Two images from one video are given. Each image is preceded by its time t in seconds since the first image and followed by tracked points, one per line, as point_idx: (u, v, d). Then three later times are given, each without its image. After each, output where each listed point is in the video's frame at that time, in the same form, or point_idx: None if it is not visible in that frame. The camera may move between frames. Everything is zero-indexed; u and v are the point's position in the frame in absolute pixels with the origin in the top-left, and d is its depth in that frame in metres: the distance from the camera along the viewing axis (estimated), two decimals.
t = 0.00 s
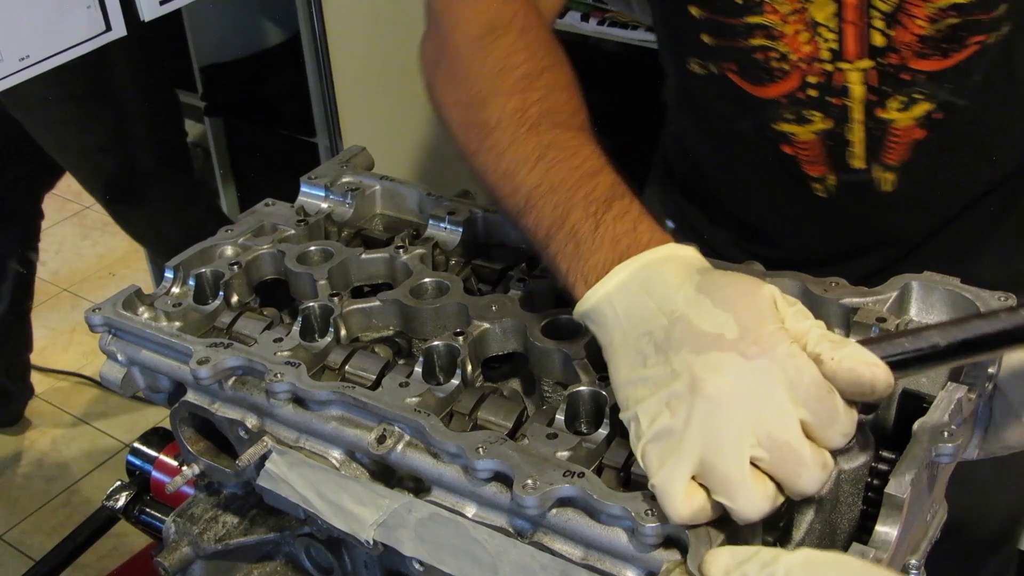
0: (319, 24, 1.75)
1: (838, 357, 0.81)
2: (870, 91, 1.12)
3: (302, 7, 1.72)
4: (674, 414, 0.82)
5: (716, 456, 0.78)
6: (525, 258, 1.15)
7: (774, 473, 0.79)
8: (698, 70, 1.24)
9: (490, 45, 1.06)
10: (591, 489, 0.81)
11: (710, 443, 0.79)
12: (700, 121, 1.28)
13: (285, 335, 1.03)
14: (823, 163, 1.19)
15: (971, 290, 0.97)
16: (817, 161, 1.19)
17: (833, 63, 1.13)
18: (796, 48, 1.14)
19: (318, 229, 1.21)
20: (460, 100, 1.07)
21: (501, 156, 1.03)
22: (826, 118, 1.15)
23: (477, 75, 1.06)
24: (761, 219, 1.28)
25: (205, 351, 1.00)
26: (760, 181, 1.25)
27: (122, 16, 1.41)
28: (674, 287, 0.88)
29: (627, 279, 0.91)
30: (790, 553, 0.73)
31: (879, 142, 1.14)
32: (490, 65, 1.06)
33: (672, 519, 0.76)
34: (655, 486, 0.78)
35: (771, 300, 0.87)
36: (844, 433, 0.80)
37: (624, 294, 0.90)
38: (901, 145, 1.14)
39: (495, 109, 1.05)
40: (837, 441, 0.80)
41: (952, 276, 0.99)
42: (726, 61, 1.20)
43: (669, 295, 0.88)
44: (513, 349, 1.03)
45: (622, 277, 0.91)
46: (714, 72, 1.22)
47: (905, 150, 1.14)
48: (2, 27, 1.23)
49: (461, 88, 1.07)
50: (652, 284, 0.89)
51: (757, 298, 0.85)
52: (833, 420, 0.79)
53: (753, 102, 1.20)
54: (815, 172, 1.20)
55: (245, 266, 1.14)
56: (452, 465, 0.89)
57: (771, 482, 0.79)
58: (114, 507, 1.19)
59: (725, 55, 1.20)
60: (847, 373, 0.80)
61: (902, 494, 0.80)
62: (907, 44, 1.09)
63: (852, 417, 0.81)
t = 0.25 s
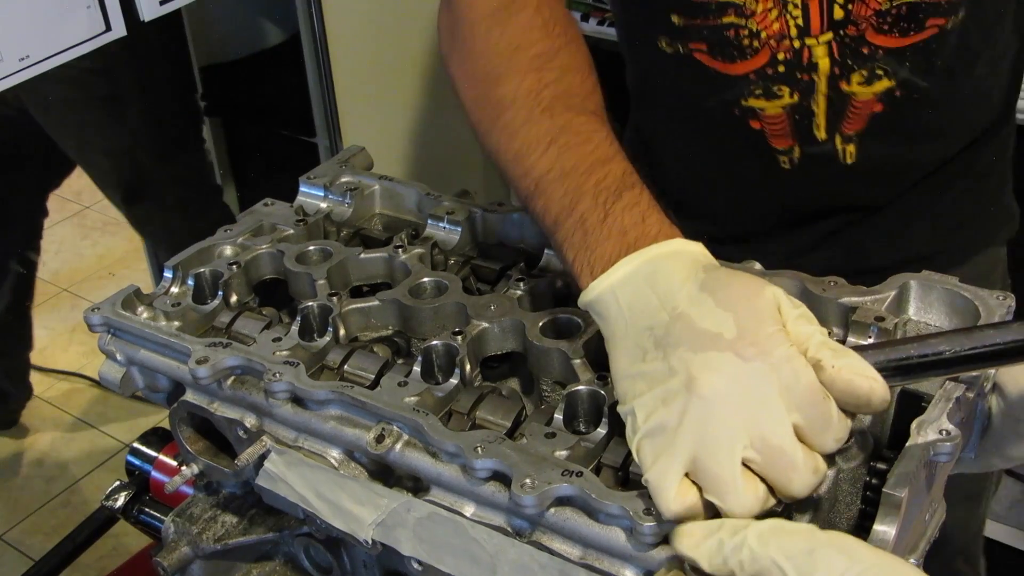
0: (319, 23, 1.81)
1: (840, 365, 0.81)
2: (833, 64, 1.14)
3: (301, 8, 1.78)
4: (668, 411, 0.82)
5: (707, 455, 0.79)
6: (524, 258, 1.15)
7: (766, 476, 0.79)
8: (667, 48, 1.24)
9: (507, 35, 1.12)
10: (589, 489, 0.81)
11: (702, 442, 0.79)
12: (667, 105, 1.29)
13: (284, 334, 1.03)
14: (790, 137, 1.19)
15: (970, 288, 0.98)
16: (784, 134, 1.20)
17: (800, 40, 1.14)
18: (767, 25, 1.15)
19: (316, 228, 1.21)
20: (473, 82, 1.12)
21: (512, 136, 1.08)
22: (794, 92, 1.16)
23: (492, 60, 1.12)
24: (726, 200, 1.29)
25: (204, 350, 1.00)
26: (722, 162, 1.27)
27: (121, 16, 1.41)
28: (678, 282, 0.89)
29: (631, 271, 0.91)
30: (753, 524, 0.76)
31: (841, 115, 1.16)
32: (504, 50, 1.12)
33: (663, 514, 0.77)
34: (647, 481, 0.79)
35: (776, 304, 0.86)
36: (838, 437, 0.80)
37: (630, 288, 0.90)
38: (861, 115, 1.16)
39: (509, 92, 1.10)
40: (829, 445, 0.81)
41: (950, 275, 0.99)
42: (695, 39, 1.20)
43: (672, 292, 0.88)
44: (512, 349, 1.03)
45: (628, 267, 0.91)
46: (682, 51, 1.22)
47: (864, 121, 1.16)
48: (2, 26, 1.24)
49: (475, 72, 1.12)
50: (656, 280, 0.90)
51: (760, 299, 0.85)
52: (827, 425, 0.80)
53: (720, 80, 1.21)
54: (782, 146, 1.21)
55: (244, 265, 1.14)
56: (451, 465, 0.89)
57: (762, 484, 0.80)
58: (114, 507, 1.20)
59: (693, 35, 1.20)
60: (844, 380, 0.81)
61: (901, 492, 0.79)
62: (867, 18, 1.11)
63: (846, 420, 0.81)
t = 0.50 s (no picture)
0: (320, 24, 1.77)
1: (847, 370, 0.81)
2: (876, 100, 1.18)
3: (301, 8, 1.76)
4: (672, 420, 0.81)
5: (715, 463, 0.78)
6: (526, 259, 1.15)
7: (775, 483, 0.79)
8: (698, 60, 1.26)
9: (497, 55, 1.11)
10: (591, 492, 0.81)
11: (708, 451, 0.79)
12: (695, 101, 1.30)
13: (286, 336, 1.03)
14: (817, 167, 1.24)
15: (973, 291, 0.98)
16: (812, 164, 1.24)
17: (842, 69, 1.17)
18: (808, 47, 1.18)
19: (319, 230, 1.21)
20: (465, 103, 1.11)
21: (508, 157, 1.06)
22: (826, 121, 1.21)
23: (484, 80, 1.10)
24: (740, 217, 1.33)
25: (206, 352, 1.00)
26: (739, 173, 1.30)
27: (122, 16, 1.41)
28: (681, 291, 0.89)
29: (630, 286, 0.91)
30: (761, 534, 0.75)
31: (877, 151, 1.21)
32: (496, 70, 1.11)
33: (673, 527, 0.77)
34: (654, 494, 0.78)
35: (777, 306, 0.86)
36: (844, 441, 0.80)
37: (629, 298, 0.91)
38: (897, 155, 1.20)
39: (503, 112, 1.09)
40: (836, 448, 0.81)
41: (953, 279, 0.99)
42: (731, 54, 1.23)
43: (675, 301, 0.88)
44: (514, 351, 1.03)
45: (626, 284, 0.91)
46: (715, 63, 1.25)
47: (900, 161, 1.21)
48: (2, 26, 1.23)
49: (467, 92, 1.11)
50: (657, 290, 0.90)
51: (764, 306, 0.85)
52: (833, 430, 0.80)
53: (750, 98, 1.23)
54: (808, 175, 1.25)
55: (246, 266, 1.13)
56: (453, 467, 0.89)
57: (772, 490, 0.79)
58: (115, 508, 1.20)
59: (728, 48, 1.22)
60: (851, 387, 0.80)
61: (905, 497, 0.79)
62: (918, 58, 1.15)
63: (852, 424, 0.81)
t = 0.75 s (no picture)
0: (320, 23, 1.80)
1: (856, 391, 0.78)
2: (861, 112, 1.11)
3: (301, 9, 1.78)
4: (676, 402, 0.82)
5: (710, 458, 0.78)
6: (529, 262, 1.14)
7: (764, 481, 0.78)
8: (686, 69, 1.17)
9: (498, 40, 1.06)
10: (593, 497, 0.81)
11: (710, 448, 0.79)
12: (668, 119, 1.21)
13: (288, 338, 1.03)
14: (800, 178, 1.17)
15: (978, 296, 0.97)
16: (794, 175, 1.17)
17: (826, 82, 1.10)
18: (797, 58, 1.10)
19: (321, 231, 1.21)
20: (466, 93, 1.06)
21: (513, 148, 1.02)
22: (813, 132, 1.13)
23: (485, 69, 1.05)
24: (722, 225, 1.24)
25: (207, 355, 0.99)
26: (729, 181, 1.20)
27: (122, 16, 1.41)
28: (704, 281, 0.89)
29: (626, 282, 0.91)
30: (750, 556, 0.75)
31: (861, 162, 1.15)
32: (499, 58, 1.06)
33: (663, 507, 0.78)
34: (649, 472, 0.80)
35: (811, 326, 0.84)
36: (839, 455, 0.79)
37: (647, 287, 0.90)
38: (880, 168, 1.15)
39: (505, 101, 1.04)
40: (831, 463, 0.80)
41: (957, 282, 0.98)
42: (714, 66, 1.15)
43: (699, 291, 0.88)
44: (516, 354, 1.03)
45: (622, 278, 0.91)
46: (699, 75, 1.16)
47: (883, 173, 1.15)
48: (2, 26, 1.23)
49: (462, 82, 1.06)
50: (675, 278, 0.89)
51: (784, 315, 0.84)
52: (831, 442, 0.78)
53: (737, 111, 1.15)
54: (790, 185, 1.18)
55: (248, 268, 1.13)
56: (455, 471, 0.88)
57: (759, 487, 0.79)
58: (116, 510, 1.20)
59: (718, 61, 1.14)
60: (857, 410, 0.78)
61: (909, 503, 0.79)
62: (907, 71, 1.09)
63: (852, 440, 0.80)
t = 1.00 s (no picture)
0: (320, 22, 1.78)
1: (847, 380, 0.78)
2: (806, 86, 1.22)
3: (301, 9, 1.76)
4: (653, 424, 0.82)
5: (698, 464, 0.78)
6: (527, 260, 1.14)
7: (760, 481, 0.78)
8: (636, 70, 1.27)
9: (496, 60, 1.13)
10: (591, 494, 0.81)
11: (693, 452, 0.79)
12: (629, 120, 1.28)
13: (286, 337, 1.03)
14: (755, 158, 1.23)
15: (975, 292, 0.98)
16: (750, 155, 1.23)
17: (774, 57, 1.21)
18: (741, 37, 1.22)
19: (319, 230, 1.21)
20: (468, 113, 1.13)
21: (511, 162, 1.07)
22: (762, 109, 1.22)
23: (484, 87, 1.12)
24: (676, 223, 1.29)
25: (205, 353, 0.99)
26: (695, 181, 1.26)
27: (121, 16, 1.41)
28: (674, 293, 0.88)
29: (608, 307, 0.92)
30: (744, 535, 0.76)
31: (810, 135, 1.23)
32: (496, 76, 1.12)
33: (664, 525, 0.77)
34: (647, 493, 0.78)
35: (771, 322, 0.83)
36: (830, 437, 0.78)
37: (630, 302, 0.90)
38: (828, 139, 1.23)
39: (503, 118, 1.10)
40: (824, 446, 0.79)
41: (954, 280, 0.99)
42: (667, 56, 1.25)
43: (667, 302, 0.88)
44: (515, 352, 1.03)
45: (605, 304, 0.92)
46: (652, 70, 1.26)
47: (829, 143, 1.23)
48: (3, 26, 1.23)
49: (469, 100, 1.13)
50: (652, 292, 0.89)
51: (753, 313, 0.83)
52: (817, 429, 0.78)
53: (690, 98, 1.24)
54: (747, 167, 1.24)
55: (246, 267, 1.13)
56: (453, 468, 0.88)
57: (755, 489, 0.79)
58: (115, 509, 1.20)
59: (668, 49, 1.25)
60: (849, 399, 0.77)
61: (906, 499, 0.79)
62: (842, 43, 1.21)
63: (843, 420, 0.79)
